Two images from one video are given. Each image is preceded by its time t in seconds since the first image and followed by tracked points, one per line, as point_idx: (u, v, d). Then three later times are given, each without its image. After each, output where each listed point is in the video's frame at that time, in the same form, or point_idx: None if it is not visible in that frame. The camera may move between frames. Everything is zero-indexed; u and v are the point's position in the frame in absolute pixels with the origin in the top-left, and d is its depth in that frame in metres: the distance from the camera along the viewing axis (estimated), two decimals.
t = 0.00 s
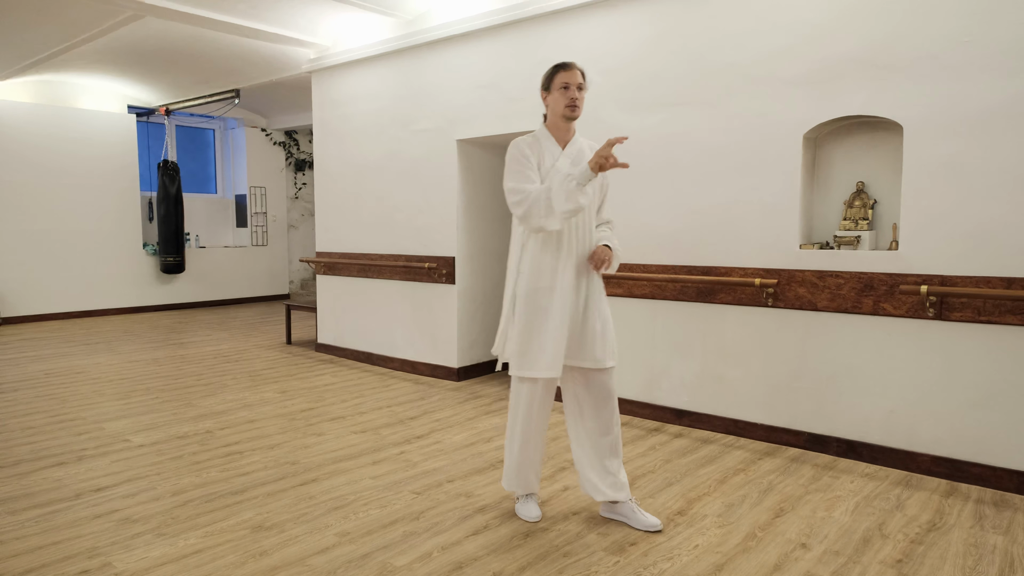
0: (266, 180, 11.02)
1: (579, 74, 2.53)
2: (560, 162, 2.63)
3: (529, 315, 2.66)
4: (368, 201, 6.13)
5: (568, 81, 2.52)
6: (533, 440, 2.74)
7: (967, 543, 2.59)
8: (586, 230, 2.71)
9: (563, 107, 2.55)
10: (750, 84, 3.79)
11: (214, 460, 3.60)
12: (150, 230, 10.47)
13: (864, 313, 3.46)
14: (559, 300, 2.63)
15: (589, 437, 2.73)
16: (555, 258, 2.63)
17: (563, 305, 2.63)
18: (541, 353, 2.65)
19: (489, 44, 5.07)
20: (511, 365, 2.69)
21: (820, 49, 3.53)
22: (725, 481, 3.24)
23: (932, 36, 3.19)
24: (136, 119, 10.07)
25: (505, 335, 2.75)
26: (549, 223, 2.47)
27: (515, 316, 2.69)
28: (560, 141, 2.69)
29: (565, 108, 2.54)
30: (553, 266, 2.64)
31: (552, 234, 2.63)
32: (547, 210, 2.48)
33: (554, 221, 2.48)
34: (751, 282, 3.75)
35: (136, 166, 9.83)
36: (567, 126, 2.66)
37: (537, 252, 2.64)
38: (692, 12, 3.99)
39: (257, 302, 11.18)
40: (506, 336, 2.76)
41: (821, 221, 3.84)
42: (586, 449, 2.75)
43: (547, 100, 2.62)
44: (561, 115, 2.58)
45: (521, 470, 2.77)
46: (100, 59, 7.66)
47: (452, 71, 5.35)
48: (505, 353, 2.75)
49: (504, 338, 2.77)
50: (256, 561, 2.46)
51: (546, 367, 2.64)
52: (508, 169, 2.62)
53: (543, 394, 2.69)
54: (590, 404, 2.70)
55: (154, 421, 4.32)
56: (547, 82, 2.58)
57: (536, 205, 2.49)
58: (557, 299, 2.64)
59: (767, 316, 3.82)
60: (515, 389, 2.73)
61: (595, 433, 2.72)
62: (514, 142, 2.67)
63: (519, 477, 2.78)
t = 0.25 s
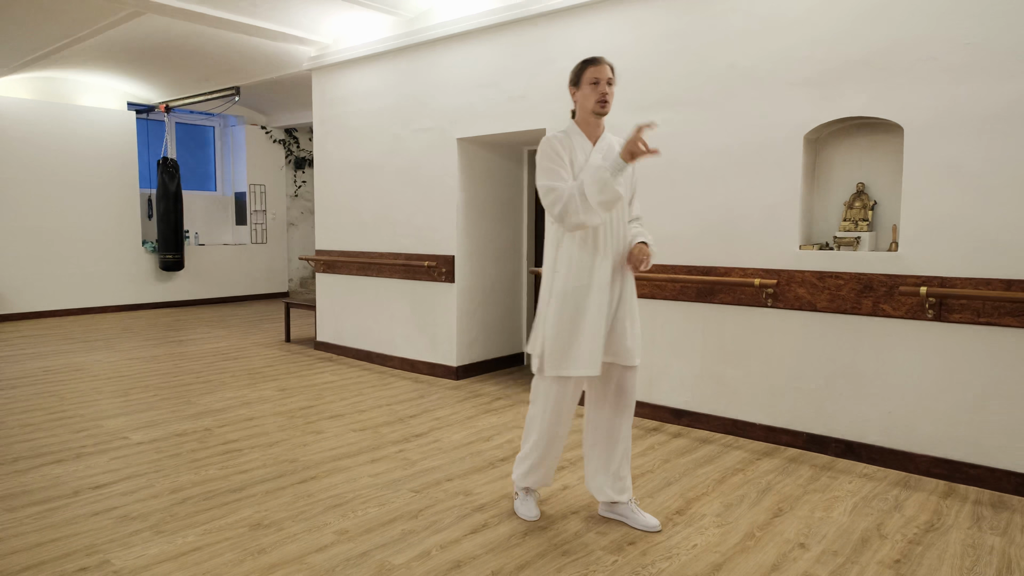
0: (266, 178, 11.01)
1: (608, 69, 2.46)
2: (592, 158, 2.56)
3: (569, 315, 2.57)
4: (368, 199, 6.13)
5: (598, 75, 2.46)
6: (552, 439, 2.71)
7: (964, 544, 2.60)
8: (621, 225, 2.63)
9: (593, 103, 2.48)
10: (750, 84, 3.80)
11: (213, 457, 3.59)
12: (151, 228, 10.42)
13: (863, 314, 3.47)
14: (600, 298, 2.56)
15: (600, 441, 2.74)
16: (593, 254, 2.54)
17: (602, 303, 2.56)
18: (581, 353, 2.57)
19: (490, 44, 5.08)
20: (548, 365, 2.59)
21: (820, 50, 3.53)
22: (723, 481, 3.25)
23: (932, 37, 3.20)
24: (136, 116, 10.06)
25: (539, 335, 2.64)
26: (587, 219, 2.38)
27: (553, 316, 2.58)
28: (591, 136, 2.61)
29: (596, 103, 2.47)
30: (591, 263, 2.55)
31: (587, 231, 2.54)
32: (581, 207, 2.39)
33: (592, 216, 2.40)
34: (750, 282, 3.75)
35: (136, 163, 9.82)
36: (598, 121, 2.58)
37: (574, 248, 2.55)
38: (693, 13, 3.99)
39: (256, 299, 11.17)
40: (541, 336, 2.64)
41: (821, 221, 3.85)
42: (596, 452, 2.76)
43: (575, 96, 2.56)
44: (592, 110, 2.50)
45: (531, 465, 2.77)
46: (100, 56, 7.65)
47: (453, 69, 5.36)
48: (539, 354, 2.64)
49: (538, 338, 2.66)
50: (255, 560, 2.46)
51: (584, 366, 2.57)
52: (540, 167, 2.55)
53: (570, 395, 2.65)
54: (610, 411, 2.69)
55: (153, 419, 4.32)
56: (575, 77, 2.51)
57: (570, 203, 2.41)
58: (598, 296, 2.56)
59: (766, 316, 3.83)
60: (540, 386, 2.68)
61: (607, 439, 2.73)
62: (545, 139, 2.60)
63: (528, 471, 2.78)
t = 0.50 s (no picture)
0: (260, 175, 10.97)
1: (629, 67, 2.47)
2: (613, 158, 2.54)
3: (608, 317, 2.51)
4: (362, 197, 6.12)
5: (619, 74, 2.46)
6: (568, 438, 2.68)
7: (954, 542, 2.62)
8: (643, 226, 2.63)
9: (615, 101, 2.48)
10: (745, 84, 3.80)
11: (205, 455, 3.58)
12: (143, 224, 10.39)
13: (855, 313, 3.48)
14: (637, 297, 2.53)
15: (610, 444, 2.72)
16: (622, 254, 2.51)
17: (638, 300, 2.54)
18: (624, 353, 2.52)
19: (485, 41, 5.07)
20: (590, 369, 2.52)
21: (814, 50, 3.54)
22: (715, 480, 3.26)
23: (925, 38, 3.21)
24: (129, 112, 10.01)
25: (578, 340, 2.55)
26: (595, 229, 2.38)
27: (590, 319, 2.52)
28: (612, 135, 2.60)
29: (617, 102, 2.47)
30: (623, 263, 2.51)
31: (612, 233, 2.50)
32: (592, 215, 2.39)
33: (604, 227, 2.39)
34: (743, 282, 3.76)
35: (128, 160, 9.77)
36: (620, 121, 2.57)
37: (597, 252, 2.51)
38: (687, 12, 4.00)
39: (248, 297, 11.13)
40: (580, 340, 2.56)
41: (813, 221, 3.86)
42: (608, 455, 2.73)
43: (596, 96, 2.56)
44: (612, 109, 2.50)
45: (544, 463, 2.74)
46: (93, 51, 7.60)
47: (448, 67, 5.34)
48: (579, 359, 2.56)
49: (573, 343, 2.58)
50: (246, 558, 2.45)
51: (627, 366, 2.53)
52: (559, 168, 2.53)
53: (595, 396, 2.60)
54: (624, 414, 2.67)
55: (145, 416, 4.30)
56: (596, 77, 2.51)
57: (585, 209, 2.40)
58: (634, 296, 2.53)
59: (759, 316, 3.84)
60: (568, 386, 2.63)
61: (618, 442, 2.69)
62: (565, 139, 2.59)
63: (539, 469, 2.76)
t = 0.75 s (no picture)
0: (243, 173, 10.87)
1: (630, 68, 2.38)
2: (610, 159, 2.46)
3: (604, 314, 2.42)
4: (347, 195, 6.08)
5: (619, 75, 2.38)
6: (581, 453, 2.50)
7: (932, 538, 2.66)
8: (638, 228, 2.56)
9: (613, 103, 2.41)
10: (729, 85, 3.83)
11: (187, 455, 3.54)
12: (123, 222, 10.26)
13: (837, 313, 3.52)
14: (633, 296, 2.47)
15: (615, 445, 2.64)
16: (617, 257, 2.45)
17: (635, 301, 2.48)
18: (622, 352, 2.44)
19: (472, 40, 5.06)
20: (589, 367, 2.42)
21: (798, 52, 3.58)
22: (699, 478, 3.28)
23: (906, 41, 3.26)
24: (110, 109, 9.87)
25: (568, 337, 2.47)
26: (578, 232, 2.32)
27: (584, 316, 2.43)
28: (611, 136, 2.52)
29: (615, 104, 2.40)
30: (618, 265, 2.45)
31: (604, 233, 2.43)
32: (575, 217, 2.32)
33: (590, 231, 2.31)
34: (727, 281, 3.79)
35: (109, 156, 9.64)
36: (619, 121, 2.48)
37: (590, 251, 2.43)
38: (673, 13, 4.02)
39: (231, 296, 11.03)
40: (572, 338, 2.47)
41: (796, 221, 3.90)
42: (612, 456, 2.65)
43: (596, 95, 2.48)
44: (611, 110, 2.43)
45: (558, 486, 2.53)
46: (73, 46, 7.49)
47: (434, 66, 5.33)
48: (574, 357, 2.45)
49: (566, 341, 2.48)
50: (229, 558, 2.43)
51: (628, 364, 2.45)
52: (552, 167, 2.45)
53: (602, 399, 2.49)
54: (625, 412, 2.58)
55: (125, 416, 4.25)
56: (597, 75, 2.43)
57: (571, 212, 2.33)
58: (629, 295, 2.47)
59: (742, 316, 3.87)
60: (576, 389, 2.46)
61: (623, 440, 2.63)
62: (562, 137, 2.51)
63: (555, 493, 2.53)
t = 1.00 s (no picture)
0: (236, 173, 10.84)
1: (628, 65, 2.33)
2: (608, 158, 2.41)
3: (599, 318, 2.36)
4: (340, 196, 6.07)
5: (616, 71, 2.33)
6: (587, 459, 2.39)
7: (925, 536, 2.67)
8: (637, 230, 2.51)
9: (610, 100, 2.35)
10: (722, 85, 3.84)
11: (180, 457, 3.53)
12: (115, 222, 10.20)
13: (829, 312, 3.54)
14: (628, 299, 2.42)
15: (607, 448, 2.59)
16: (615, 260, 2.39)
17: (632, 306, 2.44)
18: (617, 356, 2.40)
19: (466, 41, 5.06)
20: (586, 372, 2.34)
21: (790, 53, 3.60)
22: (693, 478, 3.29)
23: (897, 41, 3.28)
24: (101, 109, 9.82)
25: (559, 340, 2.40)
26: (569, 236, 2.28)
27: (579, 319, 2.35)
28: (610, 134, 2.46)
29: (613, 101, 2.35)
30: (614, 267, 2.39)
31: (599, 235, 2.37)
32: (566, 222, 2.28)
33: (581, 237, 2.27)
34: (720, 281, 3.81)
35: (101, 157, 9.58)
36: (618, 119, 2.42)
37: (585, 254, 2.37)
38: (666, 14, 4.03)
39: (225, 297, 10.99)
40: (564, 341, 2.40)
41: (789, 222, 3.92)
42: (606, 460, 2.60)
43: (593, 93, 2.43)
44: (609, 108, 2.37)
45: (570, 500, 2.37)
46: (64, 45, 7.44)
47: (427, 67, 5.33)
48: (567, 361, 2.38)
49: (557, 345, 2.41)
50: (223, 559, 2.42)
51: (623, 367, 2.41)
52: (547, 169, 2.40)
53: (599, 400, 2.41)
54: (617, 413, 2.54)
55: (118, 417, 4.23)
56: (593, 73, 2.38)
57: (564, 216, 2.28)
58: (625, 298, 2.41)
59: (735, 315, 3.88)
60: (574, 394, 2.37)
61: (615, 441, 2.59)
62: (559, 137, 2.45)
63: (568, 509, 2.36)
